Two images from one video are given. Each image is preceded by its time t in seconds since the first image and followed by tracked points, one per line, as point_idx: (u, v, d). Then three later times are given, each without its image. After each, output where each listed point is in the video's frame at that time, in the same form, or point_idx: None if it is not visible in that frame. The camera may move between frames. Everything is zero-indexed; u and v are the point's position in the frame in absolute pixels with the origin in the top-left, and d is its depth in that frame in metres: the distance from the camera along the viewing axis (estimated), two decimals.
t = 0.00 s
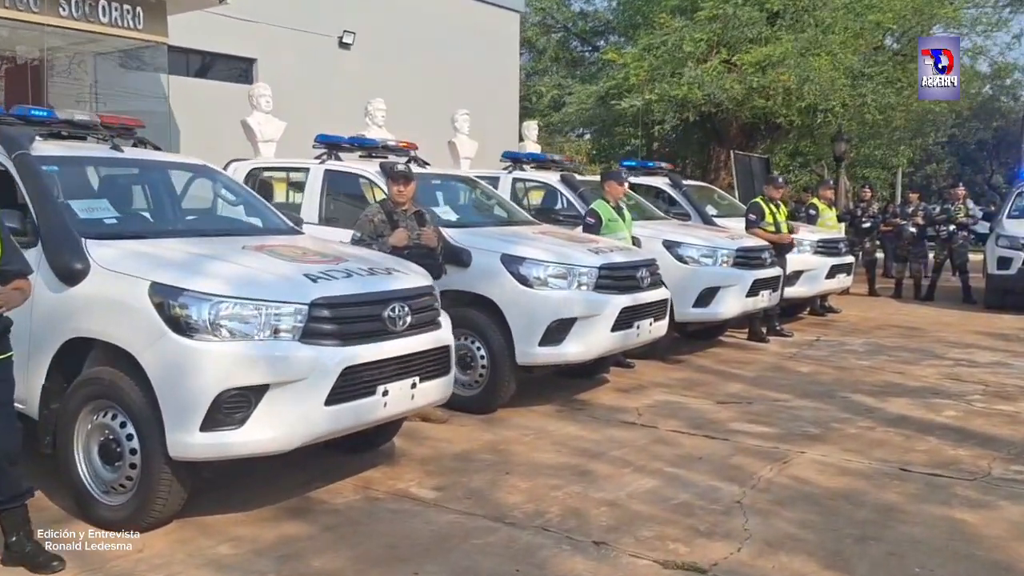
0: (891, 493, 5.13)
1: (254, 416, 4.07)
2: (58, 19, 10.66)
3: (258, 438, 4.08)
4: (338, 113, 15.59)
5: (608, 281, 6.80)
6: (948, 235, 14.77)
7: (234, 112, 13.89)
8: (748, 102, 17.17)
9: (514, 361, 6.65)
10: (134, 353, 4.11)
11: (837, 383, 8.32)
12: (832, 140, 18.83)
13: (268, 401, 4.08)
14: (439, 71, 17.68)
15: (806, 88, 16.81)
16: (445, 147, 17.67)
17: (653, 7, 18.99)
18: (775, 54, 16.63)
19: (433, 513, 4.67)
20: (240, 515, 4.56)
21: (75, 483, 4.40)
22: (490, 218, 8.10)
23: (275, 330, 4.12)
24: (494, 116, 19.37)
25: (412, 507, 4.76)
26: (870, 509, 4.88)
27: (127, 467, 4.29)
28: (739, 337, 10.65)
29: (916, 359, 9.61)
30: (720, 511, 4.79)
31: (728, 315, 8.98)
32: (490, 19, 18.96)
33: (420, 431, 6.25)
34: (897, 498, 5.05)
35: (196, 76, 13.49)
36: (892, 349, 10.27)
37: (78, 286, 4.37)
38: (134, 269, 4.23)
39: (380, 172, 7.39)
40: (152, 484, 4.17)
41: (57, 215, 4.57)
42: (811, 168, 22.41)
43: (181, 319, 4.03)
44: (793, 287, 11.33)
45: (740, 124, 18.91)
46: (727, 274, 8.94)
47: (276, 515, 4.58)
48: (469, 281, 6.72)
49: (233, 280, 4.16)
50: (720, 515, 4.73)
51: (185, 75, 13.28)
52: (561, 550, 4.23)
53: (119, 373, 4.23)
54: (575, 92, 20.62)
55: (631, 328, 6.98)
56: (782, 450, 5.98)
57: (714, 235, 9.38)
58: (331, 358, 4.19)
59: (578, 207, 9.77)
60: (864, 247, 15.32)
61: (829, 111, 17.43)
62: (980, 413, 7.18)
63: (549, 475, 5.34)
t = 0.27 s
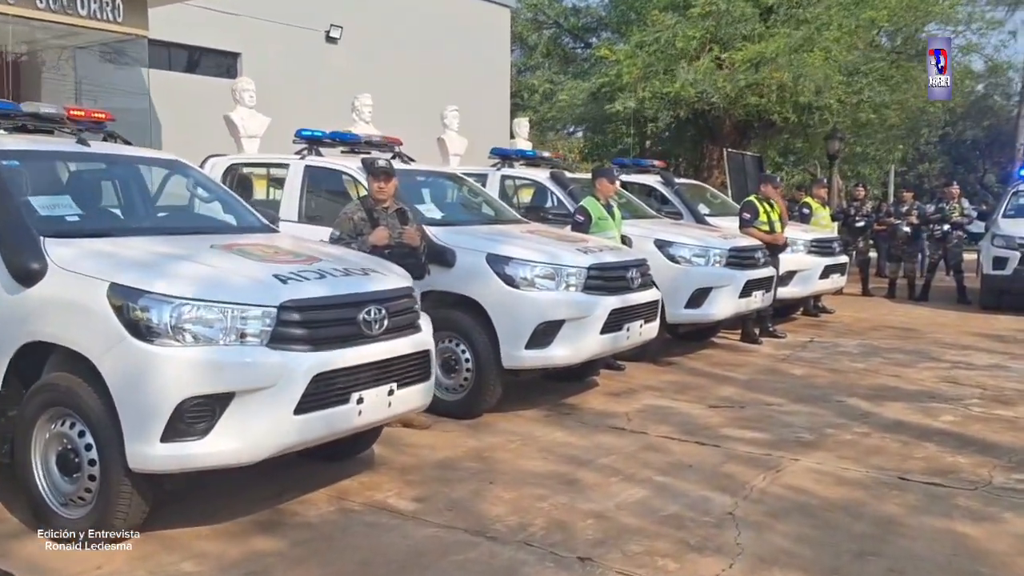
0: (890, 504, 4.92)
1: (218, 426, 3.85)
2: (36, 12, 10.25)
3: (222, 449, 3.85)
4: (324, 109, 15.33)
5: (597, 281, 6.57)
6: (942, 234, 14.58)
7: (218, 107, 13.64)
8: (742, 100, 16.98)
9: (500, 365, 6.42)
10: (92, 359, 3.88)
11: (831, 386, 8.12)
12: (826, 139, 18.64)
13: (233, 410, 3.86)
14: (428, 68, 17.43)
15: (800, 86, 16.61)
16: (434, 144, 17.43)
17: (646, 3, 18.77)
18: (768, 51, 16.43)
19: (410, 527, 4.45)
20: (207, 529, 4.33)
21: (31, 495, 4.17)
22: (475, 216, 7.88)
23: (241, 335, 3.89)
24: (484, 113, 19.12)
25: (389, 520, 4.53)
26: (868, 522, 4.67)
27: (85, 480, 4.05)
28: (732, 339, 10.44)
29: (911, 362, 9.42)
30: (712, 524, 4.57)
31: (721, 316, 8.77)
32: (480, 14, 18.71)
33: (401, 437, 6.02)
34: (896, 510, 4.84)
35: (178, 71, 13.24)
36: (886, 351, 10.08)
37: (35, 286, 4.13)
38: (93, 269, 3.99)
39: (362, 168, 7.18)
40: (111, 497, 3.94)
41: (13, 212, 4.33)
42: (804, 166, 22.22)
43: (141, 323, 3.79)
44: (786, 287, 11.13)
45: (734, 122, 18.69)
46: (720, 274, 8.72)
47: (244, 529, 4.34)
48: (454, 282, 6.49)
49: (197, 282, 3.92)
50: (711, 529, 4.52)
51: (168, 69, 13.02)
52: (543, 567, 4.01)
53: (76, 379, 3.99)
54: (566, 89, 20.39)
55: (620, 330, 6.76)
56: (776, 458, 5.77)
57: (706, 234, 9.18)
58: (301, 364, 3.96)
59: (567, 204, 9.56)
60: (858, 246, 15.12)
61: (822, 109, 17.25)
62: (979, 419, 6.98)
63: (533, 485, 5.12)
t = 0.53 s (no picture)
0: (872, 514, 4.79)
1: (170, 441, 3.66)
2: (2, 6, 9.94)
3: (175, 464, 3.66)
4: (301, 107, 15.12)
5: (575, 284, 6.41)
6: (922, 235, 14.53)
7: (191, 104, 13.40)
8: (722, 99, 16.89)
9: (474, 370, 6.25)
10: (38, 368, 3.67)
11: (812, 389, 8.00)
12: (806, 138, 18.59)
13: (187, 423, 3.67)
14: (407, 65, 17.24)
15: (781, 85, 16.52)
16: (413, 143, 17.24)
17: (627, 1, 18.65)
18: (748, 50, 16.33)
19: (376, 542, 4.26)
20: (164, 546, 4.13)
21: None
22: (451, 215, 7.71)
23: (195, 344, 3.70)
24: (464, 111, 18.95)
25: (354, 535, 4.34)
26: (850, 533, 4.53)
27: (31, 497, 3.84)
28: (712, 340, 10.31)
29: (892, 364, 9.31)
30: (690, 537, 4.42)
31: (700, 318, 8.64)
32: (460, 11, 18.53)
33: (372, 446, 5.84)
34: (878, 520, 4.71)
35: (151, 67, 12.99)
36: (867, 352, 9.98)
37: None
38: (40, 274, 3.78)
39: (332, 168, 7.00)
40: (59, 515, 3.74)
41: None
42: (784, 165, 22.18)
43: (89, 331, 3.60)
44: (766, 288, 11.02)
45: (714, 122, 18.59)
46: (700, 276, 8.59)
47: (202, 546, 4.15)
48: (427, 284, 6.31)
49: (150, 288, 3.73)
50: (689, 542, 4.36)
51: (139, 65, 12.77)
52: None
53: (21, 390, 3.78)
54: (547, 87, 20.23)
55: (598, 334, 6.60)
56: (756, 465, 5.63)
57: (686, 235, 9.04)
58: (260, 374, 3.78)
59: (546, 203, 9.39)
60: (838, 247, 15.03)
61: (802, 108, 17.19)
62: (960, 423, 6.87)
63: (507, 496, 4.95)
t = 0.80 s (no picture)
0: (865, 521, 4.64)
1: (131, 448, 3.50)
2: None
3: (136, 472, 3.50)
4: (290, 103, 14.95)
5: (561, 282, 6.25)
6: (917, 232, 14.39)
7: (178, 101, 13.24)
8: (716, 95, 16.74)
9: (458, 372, 6.09)
10: None
11: (805, 390, 7.85)
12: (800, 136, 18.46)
13: (148, 428, 3.51)
14: (398, 62, 17.08)
15: (775, 81, 16.38)
16: (404, 140, 17.08)
17: None
18: (743, 46, 16.16)
19: (351, 551, 4.10)
20: (130, 557, 3.97)
21: None
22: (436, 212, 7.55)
23: (157, 346, 3.54)
24: (456, 108, 18.78)
25: (328, 544, 4.18)
26: (843, 540, 4.38)
27: None
28: (704, 340, 10.16)
29: (887, 364, 9.17)
30: (677, 545, 4.26)
31: (692, 317, 8.48)
32: (452, 8, 18.37)
33: (353, 449, 5.69)
34: (871, 527, 4.55)
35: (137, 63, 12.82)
36: (861, 352, 9.84)
37: None
38: None
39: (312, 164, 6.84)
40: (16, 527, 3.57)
41: None
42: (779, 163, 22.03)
43: (44, 333, 3.43)
44: (760, 286, 10.87)
45: (709, 119, 18.44)
46: (691, 274, 8.43)
47: (171, 556, 3.99)
48: (410, 283, 6.16)
49: (111, 287, 3.57)
50: (675, 550, 4.21)
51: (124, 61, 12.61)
52: None
53: None
54: (539, 84, 20.07)
55: (586, 334, 6.44)
56: (747, 469, 5.48)
57: (677, 232, 8.88)
58: (225, 378, 3.62)
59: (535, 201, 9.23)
60: (833, 245, 14.88)
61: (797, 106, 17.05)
62: (957, 425, 6.72)
63: (488, 502, 4.79)
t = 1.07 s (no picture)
0: (854, 531, 4.46)
1: (80, 456, 3.33)
2: None
3: (84, 482, 3.33)
4: (279, 100, 14.77)
5: (545, 282, 6.09)
6: (914, 232, 14.21)
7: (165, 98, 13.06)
8: (712, 92, 16.56)
9: (438, 374, 5.92)
10: None
11: (796, 392, 7.67)
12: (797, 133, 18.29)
13: (98, 436, 3.34)
14: (390, 58, 16.91)
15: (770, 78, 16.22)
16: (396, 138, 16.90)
17: None
18: (739, 43, 15.97)
19: (316, 563, 3.93)
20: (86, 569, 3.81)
21: None
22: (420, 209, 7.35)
23: (108, 349, 3.37)
24: (449, 105, 18.61)
25: (294, 555, 4.01)
26: (830, 552, 4.21)
27: None
28: (697, 341, 9.99)
29: (882, 365, 8.99)
30: (657, 557, 4.09)
31: (682, 318, 8.31)
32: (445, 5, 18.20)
33: (329, 454, 5.51)
34: (860, 537, 4.39)
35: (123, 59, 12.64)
36: (856, 353, 9.66)
37: None
38: None
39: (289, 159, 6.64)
40: None
41: None
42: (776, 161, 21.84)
43: None
44: (753, 286, 10.70)
45: (704, 117, 18.25)
46: (681, 274, 8.26)
47: (129, 569, 3.83)
48: (389, 283, 5.98)
49: (58, 288, 3.38)
50: (655, 562, 4.04)
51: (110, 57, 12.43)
52: None
53: None
54: (534, 81, 19.88)
55: (570, 335, 6.28)
56: (733, 476, 5.30)
57: (668, 231, 8.71)
58: (179, 383, 3.45)
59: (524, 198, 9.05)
60: (829, 244, 14.69)
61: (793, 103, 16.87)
62: (951, 429, 6.55)
63: (464, 511, 4.62)
